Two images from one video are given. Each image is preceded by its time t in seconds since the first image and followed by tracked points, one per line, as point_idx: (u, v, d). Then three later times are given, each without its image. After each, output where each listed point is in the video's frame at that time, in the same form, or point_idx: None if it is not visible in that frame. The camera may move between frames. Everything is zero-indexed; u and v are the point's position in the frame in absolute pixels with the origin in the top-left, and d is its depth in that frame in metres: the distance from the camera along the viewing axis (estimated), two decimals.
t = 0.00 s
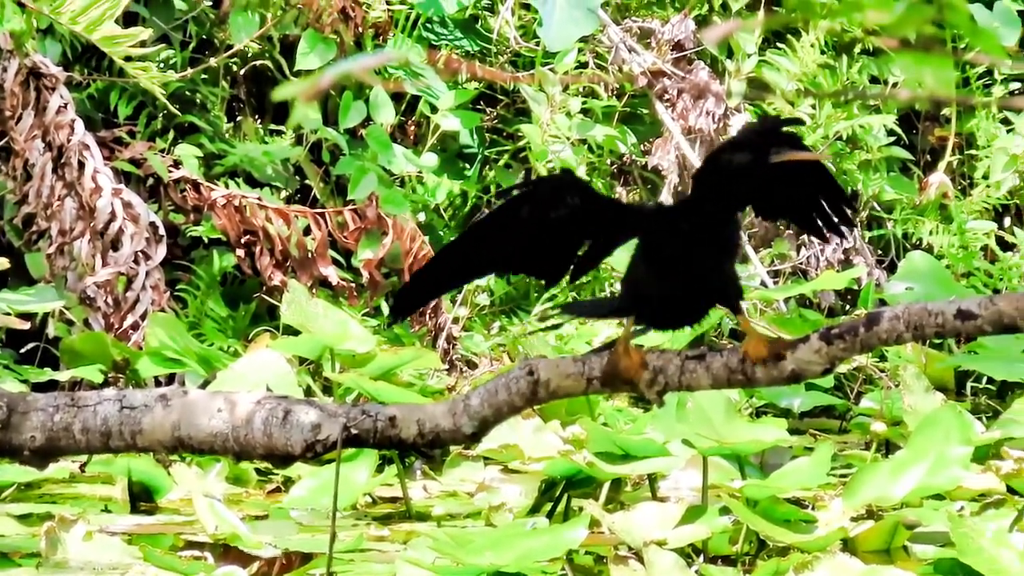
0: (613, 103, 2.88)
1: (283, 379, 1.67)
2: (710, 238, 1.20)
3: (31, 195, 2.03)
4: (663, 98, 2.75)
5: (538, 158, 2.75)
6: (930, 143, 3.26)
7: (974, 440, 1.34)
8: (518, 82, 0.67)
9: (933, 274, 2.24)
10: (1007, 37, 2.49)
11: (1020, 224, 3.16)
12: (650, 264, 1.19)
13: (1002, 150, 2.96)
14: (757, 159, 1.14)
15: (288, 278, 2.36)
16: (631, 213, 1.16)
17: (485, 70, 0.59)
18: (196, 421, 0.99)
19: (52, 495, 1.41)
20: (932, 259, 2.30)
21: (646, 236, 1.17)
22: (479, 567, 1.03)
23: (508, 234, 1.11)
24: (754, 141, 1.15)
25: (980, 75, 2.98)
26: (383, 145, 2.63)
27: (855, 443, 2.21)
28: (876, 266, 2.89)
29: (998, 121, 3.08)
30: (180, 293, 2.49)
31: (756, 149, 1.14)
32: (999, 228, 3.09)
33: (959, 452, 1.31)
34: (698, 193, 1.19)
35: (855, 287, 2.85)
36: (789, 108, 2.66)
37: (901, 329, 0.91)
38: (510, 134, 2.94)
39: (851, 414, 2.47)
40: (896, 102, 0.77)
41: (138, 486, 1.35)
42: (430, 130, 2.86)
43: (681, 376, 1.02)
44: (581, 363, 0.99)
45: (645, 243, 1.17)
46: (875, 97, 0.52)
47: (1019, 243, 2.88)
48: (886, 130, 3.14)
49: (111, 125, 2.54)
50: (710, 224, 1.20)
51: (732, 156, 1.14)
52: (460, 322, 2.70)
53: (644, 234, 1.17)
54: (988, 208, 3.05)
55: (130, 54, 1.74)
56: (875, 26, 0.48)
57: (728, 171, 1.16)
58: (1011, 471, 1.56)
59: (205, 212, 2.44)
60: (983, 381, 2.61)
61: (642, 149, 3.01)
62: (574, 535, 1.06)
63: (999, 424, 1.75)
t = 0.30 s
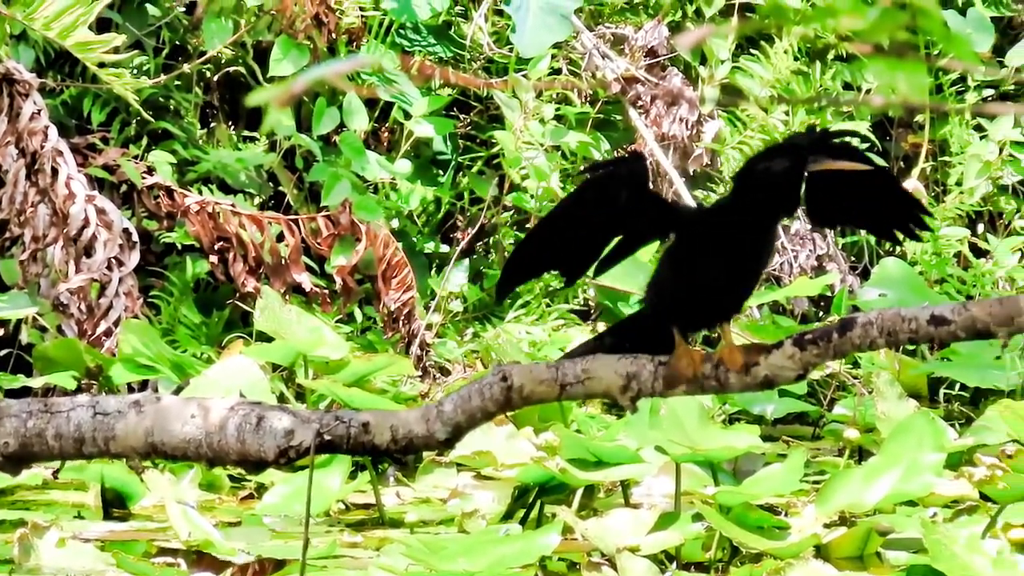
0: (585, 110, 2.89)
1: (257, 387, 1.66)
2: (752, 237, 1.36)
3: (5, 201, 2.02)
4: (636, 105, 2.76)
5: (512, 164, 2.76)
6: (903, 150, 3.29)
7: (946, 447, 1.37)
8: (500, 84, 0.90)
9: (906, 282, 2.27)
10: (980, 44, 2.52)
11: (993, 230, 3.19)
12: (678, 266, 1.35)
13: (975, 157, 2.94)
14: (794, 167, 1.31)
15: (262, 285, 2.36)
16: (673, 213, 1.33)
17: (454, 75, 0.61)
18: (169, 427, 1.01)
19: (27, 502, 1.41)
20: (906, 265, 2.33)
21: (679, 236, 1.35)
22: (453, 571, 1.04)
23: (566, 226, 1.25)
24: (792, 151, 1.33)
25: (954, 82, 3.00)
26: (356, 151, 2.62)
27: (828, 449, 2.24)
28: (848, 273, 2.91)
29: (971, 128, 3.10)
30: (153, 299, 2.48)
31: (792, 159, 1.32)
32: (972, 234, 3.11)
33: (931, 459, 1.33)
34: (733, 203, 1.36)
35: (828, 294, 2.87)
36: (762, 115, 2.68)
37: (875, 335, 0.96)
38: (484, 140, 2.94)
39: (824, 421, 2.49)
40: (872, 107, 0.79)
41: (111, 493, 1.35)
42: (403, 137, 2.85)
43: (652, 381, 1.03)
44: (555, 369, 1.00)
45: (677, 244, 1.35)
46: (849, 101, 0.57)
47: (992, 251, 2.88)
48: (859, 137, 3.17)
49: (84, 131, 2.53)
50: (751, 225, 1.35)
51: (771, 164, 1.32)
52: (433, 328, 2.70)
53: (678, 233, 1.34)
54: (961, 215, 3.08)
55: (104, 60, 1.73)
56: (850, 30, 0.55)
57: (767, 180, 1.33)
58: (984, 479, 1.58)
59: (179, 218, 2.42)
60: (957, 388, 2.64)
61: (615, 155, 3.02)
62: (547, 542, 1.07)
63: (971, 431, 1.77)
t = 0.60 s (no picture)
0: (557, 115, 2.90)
1: (228, 393, 1.66)
2: (740, 238, 1.26)
3: None
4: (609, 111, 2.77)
5: (483, 170, 2.77)
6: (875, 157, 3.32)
7: (917, 452, 1.39)
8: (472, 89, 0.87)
9: (878, 288, 2.30)
10: (952, 50, 2.55)
11: (964, 236, 3.22)
12: (668, 275, 1.27)
13: (948, 163, 3.01)
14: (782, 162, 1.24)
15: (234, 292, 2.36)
16: (652, 221, 1.28)
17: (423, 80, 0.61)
18: (141, 433, 1.03)
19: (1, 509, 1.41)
20: (878, 272, 2.36)
21: (670, 242, 1.27)
22: None
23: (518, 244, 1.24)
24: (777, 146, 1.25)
25: (927, 89, 3.03)
26: (328, 158, 2.61)
27: (800, 455, 2.26)
28: (821, 279, 2.93)
29: (943, 134, 3.12)
30: (125, 305, 2.47)
31: (778, 154, 1.24)
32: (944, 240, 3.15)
33: (902, 465, 1.35)
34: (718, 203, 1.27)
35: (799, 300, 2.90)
36: (735, 122, 2.70)
37: (847, 340, 0.95)
38: (456, 146, 2.94)
39: (795, 427, 2.52)
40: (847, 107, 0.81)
41: (83, 498, 1.35)
42: (375, 143, 2.85)
43: (624, 386, 1.01)
44: (527, 375, 0.99)
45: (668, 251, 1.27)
46: (822, 108, 0.59)
47: (963, 256, 2.95)
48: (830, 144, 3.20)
49: (56, 137, 2.51)
50: (731, 225, 1.25)
51: (759, 160, 1.24)
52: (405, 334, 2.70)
53: (669, 239, 1.27)
54: (934, 221, 3.11)
55: (75, 65, 1.72)
56: (820, 36, 0.57)
57: (752, 175, 1.24)
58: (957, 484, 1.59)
59: (151, 224, 2.41)
60: (929, 394, 2.67)
61: (587, 161, 3.03)
62: (519, 548, 1.08)
63: (943, 437, 1.79)
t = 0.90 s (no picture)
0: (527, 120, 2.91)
1: (197, 397, 1.65)
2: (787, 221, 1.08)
3: None
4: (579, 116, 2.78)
5: (454, 175, 2.78)
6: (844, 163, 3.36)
7: (885, 457, 1.41)
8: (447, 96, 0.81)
9: (848, 293, 2.34)
10: (922, 54, 2.56)
11: (934, 242, 3.25)
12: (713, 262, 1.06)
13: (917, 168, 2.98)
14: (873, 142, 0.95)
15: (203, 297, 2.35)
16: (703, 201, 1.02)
17: (393, 85, 0.61)
18: (110, 437, 1.03)
19: None
20: (847, 276, 2.39)
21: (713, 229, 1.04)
22: None
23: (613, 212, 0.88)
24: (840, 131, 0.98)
25: (895, 95, 3.07)
26: (298, 162, 2.62)
27: (769, 460, 2.29)
28: (790, 284, 2.97)
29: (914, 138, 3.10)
30: (94, 310, 2.45)
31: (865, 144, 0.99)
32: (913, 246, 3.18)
33: (871, 470, 1.37)
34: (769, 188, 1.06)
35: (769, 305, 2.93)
36: (704, 126, 2.73)
37: (815, 347, 0.98)
38: (425, 151, 2.94)
39: (765, 432, 2.54)
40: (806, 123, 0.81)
41: (53, 502, 1.35)
42: (344, 148, 2.86)
43: (596, 394, 0.99)
44: (497, 381, 0.98)
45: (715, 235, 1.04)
46: (790, 110, 0.60)
47: (933, 262, 2.99)
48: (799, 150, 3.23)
49: (26, 142, 2.50)
50: (791, 208, 1.07)
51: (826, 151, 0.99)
52: (375, 339, 2.71)
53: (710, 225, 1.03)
54: (904, 227, 3.15)
55: (45, 71, 1.72)
56: (788, 41, 0.50)
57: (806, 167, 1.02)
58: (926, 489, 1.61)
59: (121, 229, 2.40)
60: (898, 399, 2.70)
61: (557, 166, 3.04)
62: (488, 552, 1.09)
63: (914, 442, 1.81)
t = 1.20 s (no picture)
0: (492, 123, 2.93)
1: (163, 401, 1.65)
2: (745, 234, 1.34)
3: None
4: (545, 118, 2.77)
5: (419, 178, 2.78)
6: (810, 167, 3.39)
7: (851, 459, 1.43)
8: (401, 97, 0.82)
9: (814, 295, 2.37)
10: (886, 57, 2.60)
11: (898, 243, 3.29)
12: (680, 269, 1.34)
13: (882, 169, 3.02)
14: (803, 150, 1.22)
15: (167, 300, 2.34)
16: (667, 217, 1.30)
17: (359, 88, 0.63)
18: (74, 443, 1.03)
19: None
20: (812, 279, 2.42)
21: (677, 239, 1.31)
22: None
23: (573, 218, 1.21)
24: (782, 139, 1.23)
25: (860, 99, 3.10)
26: (263, 165, 2.62)
27: (736, 462, 2.31)
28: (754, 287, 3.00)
29: (879, 141, 3.12)
30: (59, 314, 2.43)
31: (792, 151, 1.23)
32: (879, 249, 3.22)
33: (835, 473, 1.39)
34: (730, 195, 1.33)
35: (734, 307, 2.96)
36: (668, 129, 2.75)
37: (780, 351, 1.00)
38: (390, 153, 2.94)
39: (729, 433, 2.57)
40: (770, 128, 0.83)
41: (18, 506, 1.34)
42: (309, 150, 2.86)
43: (560, 398, 1.01)
44: (462, 385, 0.99)
45: (677, 245, 1.32)
46: (755, 114, 0.62)
47: (898, 265, 3.03)
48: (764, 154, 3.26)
49: None
50: (749, 220, 1.33)
51: (766, 154, 1.23)
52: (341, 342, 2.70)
53: (674, 236, 1.30)
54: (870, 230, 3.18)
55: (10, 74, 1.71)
56: (749, 41, 0.52)
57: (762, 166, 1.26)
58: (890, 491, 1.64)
59: (86, 232, 2.38)
60: (863, 400, 2.74)
61: (522, 169, 3.04)
62: (454, 555, 1.09)
63: (879, 445, 1.83)
